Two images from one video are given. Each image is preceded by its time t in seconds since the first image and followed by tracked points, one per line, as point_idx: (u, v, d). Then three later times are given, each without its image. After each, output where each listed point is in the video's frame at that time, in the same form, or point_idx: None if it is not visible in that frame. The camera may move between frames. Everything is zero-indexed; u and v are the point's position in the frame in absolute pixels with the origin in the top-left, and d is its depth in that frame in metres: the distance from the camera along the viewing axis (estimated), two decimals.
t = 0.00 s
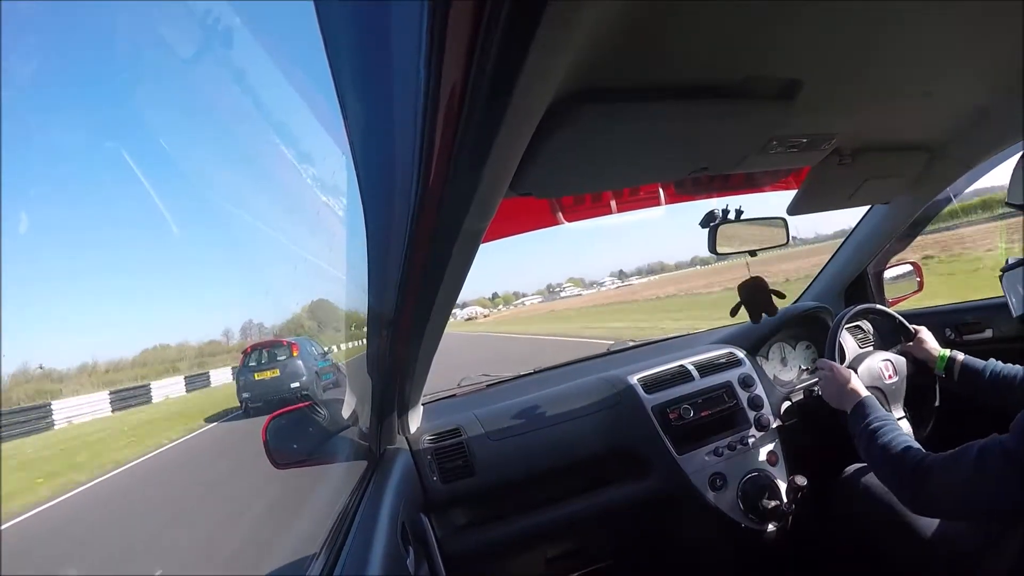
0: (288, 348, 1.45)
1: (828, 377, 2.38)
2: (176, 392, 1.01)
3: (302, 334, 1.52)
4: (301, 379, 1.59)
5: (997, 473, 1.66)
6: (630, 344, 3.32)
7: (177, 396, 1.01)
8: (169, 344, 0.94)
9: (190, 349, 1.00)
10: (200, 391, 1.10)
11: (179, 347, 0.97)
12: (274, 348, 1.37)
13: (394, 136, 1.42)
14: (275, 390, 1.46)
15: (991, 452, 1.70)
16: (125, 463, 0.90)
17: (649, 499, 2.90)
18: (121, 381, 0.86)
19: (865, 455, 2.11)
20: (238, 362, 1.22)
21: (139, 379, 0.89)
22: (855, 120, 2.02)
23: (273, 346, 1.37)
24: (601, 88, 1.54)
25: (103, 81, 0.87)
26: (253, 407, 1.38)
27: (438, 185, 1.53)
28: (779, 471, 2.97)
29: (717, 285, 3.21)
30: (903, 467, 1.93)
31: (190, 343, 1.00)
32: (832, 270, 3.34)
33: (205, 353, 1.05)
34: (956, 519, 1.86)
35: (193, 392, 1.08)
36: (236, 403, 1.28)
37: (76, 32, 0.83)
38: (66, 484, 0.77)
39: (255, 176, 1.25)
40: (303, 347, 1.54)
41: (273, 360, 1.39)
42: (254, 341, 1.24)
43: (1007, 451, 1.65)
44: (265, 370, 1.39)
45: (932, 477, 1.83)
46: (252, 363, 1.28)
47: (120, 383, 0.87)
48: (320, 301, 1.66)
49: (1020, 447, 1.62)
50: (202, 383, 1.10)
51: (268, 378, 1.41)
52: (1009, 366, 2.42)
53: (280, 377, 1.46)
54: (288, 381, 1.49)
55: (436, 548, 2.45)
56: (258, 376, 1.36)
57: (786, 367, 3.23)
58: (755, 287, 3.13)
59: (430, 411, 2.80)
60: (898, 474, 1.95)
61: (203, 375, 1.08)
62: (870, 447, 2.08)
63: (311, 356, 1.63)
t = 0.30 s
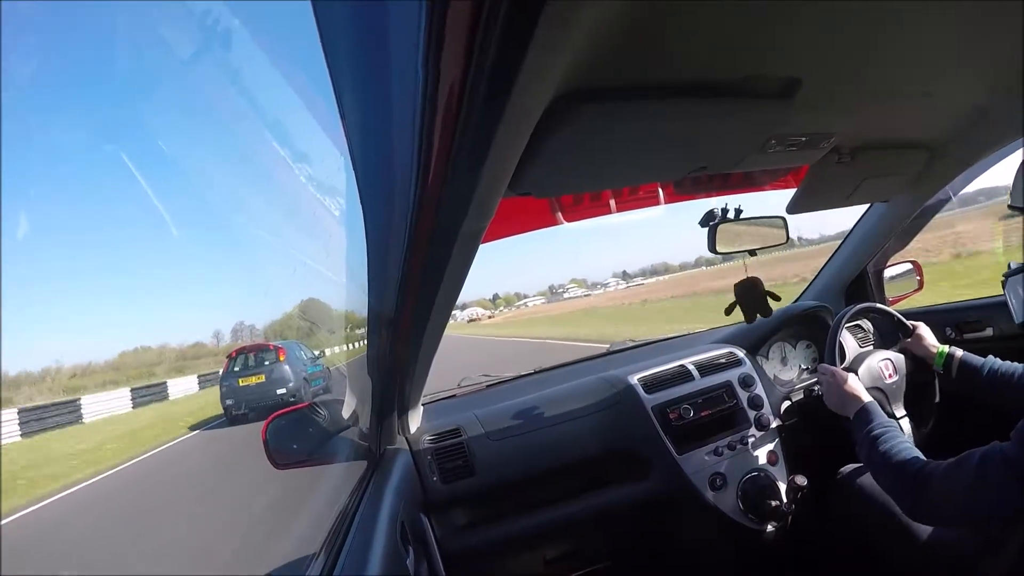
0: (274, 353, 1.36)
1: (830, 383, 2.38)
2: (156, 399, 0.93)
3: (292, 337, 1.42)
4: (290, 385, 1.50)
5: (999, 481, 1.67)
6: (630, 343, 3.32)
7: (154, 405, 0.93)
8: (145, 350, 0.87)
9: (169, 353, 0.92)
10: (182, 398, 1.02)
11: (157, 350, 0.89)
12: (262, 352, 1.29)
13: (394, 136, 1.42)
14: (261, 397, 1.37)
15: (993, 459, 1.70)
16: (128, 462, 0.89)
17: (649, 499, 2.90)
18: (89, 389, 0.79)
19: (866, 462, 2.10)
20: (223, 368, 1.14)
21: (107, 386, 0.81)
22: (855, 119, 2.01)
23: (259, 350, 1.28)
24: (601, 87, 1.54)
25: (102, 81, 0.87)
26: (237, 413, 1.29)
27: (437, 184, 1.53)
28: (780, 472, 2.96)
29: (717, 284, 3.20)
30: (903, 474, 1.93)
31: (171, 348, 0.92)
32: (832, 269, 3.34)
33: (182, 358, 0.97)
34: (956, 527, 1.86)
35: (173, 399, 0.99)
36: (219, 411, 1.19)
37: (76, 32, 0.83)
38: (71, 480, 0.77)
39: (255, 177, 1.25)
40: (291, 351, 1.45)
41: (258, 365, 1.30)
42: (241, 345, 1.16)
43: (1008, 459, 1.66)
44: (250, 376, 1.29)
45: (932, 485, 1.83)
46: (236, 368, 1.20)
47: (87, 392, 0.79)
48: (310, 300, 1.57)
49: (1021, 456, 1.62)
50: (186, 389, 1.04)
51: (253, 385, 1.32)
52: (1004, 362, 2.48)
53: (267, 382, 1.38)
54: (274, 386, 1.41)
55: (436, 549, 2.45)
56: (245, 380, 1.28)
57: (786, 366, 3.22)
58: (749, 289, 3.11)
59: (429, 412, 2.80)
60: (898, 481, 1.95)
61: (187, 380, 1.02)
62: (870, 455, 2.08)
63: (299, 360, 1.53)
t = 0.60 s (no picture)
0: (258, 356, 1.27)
1: (831, 381, 2.38)
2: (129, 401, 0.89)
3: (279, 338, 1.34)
4: (272, 390, 1.42)
5: (999, 478, 1.67)
6: (631, 341, 3.33)
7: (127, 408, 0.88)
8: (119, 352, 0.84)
9: (157, 354, 0.90)
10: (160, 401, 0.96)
11: (134, 350, 0.86)
12: (246, 355, 1.20)
13: (394, 136, 1.42)
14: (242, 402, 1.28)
15: (994, 456, 1.70)
16: (131, 457, 0.90)
17: (649, 496, 2.91)
18: (76, 391, 0.78)
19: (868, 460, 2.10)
20: (202, 371, 1.06)
21: (97, 387, 0.81)
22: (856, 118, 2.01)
23: (242, 353, 1.20)
24: (600, 87, 1.54)
25: (104, 81, 0.87)
26: (220, 420, 1.21)
27: (438, 183, 1.53)
28: (780, 469, 2.96)
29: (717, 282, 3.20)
30: (904, 472, 1.93)
31: (149, 349, 0.89)
32: (832, 267, 3.34)
33: (161, 360, 0.92)
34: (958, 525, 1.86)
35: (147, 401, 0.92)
36: (200, 416, 1.11)
37: (77, 33, 0.83)
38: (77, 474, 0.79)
39: (254, 176, 1.24)
40: (275, 353, 1.36)
41: (242, 368, 1.22)
42: (231, 343, 1.12)
43: (1008, 456, 1.66)
44: (231, 380, 1.21)
45: (933, 482, 1.84)
46: (218, 371, 1.13)
47: (48, 398, 0.73)
48: (297, 296, 1.47)
49: (1021, 453, 1.62)
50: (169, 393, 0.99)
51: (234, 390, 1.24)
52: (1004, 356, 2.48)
53: (250, 385, 1.29)
54: (257, 391, 1.32)
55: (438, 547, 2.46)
56: (224, 385, 1.19)
57: (786, 364, 3.22)
58: (771, 275, 3.23)
59: (430, 410, 2.80)
60: (899, 479, 1.95)
61: (165, 382, 0.95)
62: (873, 453, 2.08)
63: (284, 363, 1.44)
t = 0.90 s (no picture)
0: (238, 356, 1.18)
1: (831, 382, 2.38)
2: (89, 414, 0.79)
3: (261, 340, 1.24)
4: (251, 395, 1.29)
5: (999, 479, 1.67)
6: (631, 341, 3.32)
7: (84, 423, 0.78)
8: (85, 354, 0.76)
9: (164, 352, 0.91)
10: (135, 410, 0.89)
11: (103, 350, 0.79)
12: (224, 355, 1.11)
13: (394, 135, 1.42)
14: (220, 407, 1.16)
15: (994, 458, 1.69)
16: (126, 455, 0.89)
17: (649, 496, 2.91)
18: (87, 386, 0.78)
19: (867, 461, 2.10)
20: (179, 373, 0.98)
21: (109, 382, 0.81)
22: (856, 117, 2.01)
23: (219, 352, 1.10)
24: (601, 86, 1.54)
25: (104, 79, 0.87)
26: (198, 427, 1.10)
27: (438, 181, 1.53)
28: (780, 469, 2.96)
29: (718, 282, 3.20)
30: (903, 473, 1.93)
31: (121, 349, 0.82)
32: (832, 267, 3.34)
33: (136, 360, 0.85)
34: (957, 525, 1.86)
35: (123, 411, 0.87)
36: (177, 421, 1.02)
37: (77, 33, 0.83)
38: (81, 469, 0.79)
39: (254, 175, 1.24)
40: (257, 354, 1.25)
41: (220, 370, 1.12)
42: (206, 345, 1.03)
43: (1008, 457, 1.66)
44: (208, 384, 1.11)
45: (931, 482, 1.84)
46: (195, 374, 1.03)
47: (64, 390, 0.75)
48: (284, 289, 1.36)
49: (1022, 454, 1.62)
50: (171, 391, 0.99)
51: (212, 395, 1.13)
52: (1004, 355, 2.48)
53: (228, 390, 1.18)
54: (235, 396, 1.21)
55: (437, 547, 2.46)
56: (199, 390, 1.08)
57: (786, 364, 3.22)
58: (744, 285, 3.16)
59: (430, 410, 2.80)
60: (898, 480, 1.95)
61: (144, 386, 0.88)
62: (871, 455, 2.07)
63: (267, 365, 1.34)
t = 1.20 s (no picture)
0: (216, 355, 1.11)
1: (830, 382, 2.39)
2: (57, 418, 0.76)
3: (239, 337, 1.16)
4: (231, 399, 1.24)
5: (997, 484, 1.67)
6: (631, 342, 3.33)
7: (61, 425, 0.76)
8: (60, 354, 0.74)
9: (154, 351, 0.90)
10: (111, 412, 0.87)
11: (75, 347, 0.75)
12: (200, 355, 1.06)
13: (395, 135, 1.42)
14: (195, 412, 1.10)
15: (991, 463, 1.70)
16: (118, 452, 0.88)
17: (649, 496, 2.91)
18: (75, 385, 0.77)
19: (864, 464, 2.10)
20: (154, 373, 0.94)
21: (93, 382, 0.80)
22: (857, 118, 2.01)
23: (196, 352, 1.06)
24: (601, 85, 1.53)
25: (104, 80, 0.86)
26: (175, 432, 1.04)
27: (439, 180, 1.53)
28: (780, 469, 2.96)
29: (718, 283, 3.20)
30: (901, 476, 1.93)
31: (89, 349, 0.78)
32: (832, 268, 3.34)
33: (105, 360, 0.80)
34: (955, 528, 1.86)
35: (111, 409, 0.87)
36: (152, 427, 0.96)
37: (77, 33, 0.82)
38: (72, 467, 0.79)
39: (256, 173, 1.24)
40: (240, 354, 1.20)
41: (195, 371, 1.06)
42: (184, 345, 0.99)
43: (1006, 461, 1.66)
44: (182, 387, 1.05)
45: (929, 486, 1.84)
46: (170, 376, 0.99)
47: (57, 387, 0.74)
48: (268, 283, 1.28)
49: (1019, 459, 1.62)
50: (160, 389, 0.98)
51: (187, 399, 1.07)
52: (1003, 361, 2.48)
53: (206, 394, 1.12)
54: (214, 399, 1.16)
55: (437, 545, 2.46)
56: (176, 392, 1.03)
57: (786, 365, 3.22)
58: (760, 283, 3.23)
59: (430, 410, 2.80)
60: (896, 483, 1.95)
61: (117, 390, 0.86)
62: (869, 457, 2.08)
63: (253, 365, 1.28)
